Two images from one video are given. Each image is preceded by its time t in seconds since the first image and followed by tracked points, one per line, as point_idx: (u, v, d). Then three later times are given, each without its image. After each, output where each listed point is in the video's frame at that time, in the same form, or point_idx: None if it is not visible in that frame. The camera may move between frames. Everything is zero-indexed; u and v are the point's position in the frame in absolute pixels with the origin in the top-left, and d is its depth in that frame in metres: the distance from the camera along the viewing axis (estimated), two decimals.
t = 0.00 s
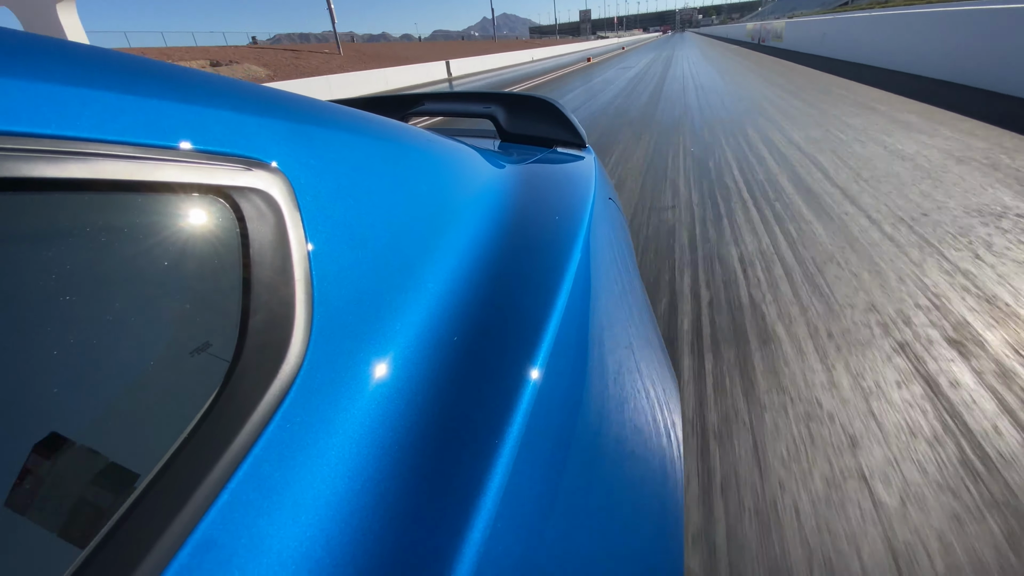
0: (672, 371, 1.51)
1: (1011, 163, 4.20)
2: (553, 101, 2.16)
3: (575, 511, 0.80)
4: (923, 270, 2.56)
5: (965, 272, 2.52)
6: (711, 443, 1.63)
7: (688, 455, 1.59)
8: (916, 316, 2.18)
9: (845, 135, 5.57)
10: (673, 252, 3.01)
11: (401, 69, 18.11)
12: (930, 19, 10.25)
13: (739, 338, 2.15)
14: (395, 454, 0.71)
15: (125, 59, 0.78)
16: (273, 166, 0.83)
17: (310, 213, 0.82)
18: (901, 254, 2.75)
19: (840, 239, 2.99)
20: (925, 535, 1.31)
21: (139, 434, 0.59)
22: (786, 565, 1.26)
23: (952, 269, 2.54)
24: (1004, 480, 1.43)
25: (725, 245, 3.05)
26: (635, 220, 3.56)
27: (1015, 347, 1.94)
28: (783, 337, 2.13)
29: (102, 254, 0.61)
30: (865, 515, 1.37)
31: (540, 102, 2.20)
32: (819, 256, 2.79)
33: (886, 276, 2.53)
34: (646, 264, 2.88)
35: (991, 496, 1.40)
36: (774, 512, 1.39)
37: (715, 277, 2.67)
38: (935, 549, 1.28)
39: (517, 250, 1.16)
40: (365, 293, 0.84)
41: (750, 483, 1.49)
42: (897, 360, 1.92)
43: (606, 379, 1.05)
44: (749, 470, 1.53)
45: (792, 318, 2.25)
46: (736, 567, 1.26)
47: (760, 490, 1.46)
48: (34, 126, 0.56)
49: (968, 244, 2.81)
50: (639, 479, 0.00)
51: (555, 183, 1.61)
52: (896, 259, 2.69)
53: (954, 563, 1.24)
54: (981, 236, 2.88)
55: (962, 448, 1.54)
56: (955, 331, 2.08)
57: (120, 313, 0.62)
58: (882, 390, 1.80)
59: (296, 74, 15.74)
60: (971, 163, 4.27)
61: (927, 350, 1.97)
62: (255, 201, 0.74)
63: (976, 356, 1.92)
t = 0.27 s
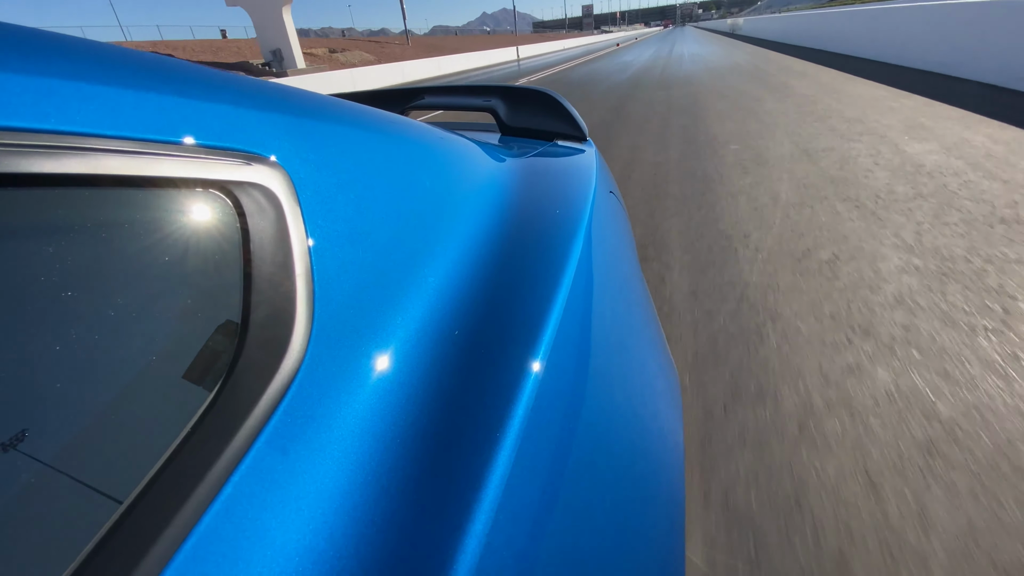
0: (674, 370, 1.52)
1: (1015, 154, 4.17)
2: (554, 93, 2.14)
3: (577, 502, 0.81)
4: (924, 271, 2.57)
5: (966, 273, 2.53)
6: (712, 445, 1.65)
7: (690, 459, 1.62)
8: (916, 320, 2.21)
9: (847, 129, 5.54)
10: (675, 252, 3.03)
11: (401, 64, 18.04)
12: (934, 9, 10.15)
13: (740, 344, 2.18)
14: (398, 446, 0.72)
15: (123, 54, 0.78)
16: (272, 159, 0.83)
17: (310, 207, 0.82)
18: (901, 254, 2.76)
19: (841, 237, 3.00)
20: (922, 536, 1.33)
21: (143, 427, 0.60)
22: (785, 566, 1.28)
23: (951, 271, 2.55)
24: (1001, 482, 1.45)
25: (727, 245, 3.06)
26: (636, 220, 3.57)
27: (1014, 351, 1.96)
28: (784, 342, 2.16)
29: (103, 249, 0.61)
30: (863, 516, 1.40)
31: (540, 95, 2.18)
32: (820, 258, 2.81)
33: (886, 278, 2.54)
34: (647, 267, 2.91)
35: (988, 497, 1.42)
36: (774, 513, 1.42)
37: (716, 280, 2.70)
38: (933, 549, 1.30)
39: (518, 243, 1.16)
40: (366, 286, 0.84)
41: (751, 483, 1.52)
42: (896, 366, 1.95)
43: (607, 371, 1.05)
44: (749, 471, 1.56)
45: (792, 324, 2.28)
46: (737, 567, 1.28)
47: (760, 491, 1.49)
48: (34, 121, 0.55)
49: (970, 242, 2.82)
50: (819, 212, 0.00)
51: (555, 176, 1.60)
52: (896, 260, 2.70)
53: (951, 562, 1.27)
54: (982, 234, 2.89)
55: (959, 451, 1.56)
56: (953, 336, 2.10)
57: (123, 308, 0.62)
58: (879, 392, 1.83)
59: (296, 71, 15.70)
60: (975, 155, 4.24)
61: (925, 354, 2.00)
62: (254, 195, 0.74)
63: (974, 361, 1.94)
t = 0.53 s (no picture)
0: (676, 372, 1.52)
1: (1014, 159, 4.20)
2: (554, 90, 2.14)
3: (579, 500, 0.81)
4: (922, 281, 2.60)
5: (962, 283, 2.56)
6: (715, 450, 1.68)
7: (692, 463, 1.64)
8: (914, 330, 2.23)
9: (846, 134, 5.58)
10: (676, 262, 3.07)
11: (402, 65, 18.05)
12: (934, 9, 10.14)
13: (742, 351, 2.20)
14: (400, 444, 0.72)
15: (122, 53, 0.78)
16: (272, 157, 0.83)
17: (311, 205, 0.82)
18: (898, 263, 2.79)
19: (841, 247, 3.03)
20: (917, 540, 1.36)
21: (146, 426, 0.60)
22: (783, 566, 1.31)
23: (949, 281, 2.59)
24: (997, 491, 1.48)
25: (728, 256, 3.10)
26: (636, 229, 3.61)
27: (1011, 359, 1.99)
28: (785, 350, 2.18)
29: (103, 248, 0.60)
30: (861, 520, 1.42)
31: (540, 93, 2.18)
32: (820, 268, 2.84)
33: (885, 287, 2.58)
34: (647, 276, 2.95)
35: (983, 506, 1.44)
36: (774, 515, 1.45)
37: (718, 289, 2.73)
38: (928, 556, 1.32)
39: (519, 241, 1.16)
40: (367, 285, 0.84)
41: (751, 488, 1.54)
42: (896, 374, 1.97)
43: (609, 369, 1.05)
44: (749, 476, 1.58)
45: (793, 332, 2.31)
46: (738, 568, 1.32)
47: (762, 495, 1.51)
48: (34, 120, 0.55)
49: (967, 252, 2.85)
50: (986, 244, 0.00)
51: (556, 173, 1.60)
52: (893, 269, 2.74)
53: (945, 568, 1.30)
54: (979, 244, 2.92)
55: (957, 459, 1.59)
56: (952, 344, 2.13)
57: (124, 307, 0.62)
58: (876, 399, 1.86)
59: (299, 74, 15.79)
60: (973, 163, 4.28)
61: (925, 363, 2.02)
62: (254, 193, 0.74)
63: (973, 368, 1.96)
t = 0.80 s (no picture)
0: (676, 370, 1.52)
1: (1013, 159, 4.21)
2: (554, 88, 2.13)
3: (579, 498, 0.81)
4: (920, 282, 2.61)
5: (960, 284, 2.57)
6: (715, 448, 1.69)
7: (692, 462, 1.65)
8: (913, 330, 2.24)
9: (846, 133, 5.58)
10: (676, 260, 3.07)
11: (402, 62, 17.99)
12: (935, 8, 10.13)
13: (741, 350, 2.21)
14: (399, 442, 0.72)
15: (120, 52, 0.77)
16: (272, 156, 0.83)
17: (310, 204, 0.82)
18: (896, 263, 2.80)
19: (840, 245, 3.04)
20: (916, 537, 1.36)
21: (145, 425, 0.60)
22: (781, 564, 1.31)
23: (947, 282, 2.60)
24: (994, 490, 1.49)
25: (728, 255, 3.10)
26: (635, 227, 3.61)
27: (1008, 360, 2.00)
28: (784, 348, 2.19)
29: (102, 247, 0.60)
30: (861, 518, 1.43)
31: (540, 91, 2.17)
32: (820, 267, 2.85)
33: (884, 287, 2.58)
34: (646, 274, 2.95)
35: (981, 505, 1.45)
36: (774, 513, 1.45)
37: (718, 288, 2.73)
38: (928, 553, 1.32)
39: (518, 240, 1.16)
40: (367, 284, 0.84)
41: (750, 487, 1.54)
42: (894, 374, 1.98)
43: (608, 367, 1.05)
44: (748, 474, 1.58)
45: (793, 330, 2.31)
46: (738, 565, 1.32)
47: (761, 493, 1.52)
48: (33, 119, 0.55)
49: (965, 253, 2.86)
50: None
51: (556, 172, 1.60)
52: (892, 269, 2.75)
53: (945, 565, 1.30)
54: (978, 245, 2.93)
55: (954, 459, 1.60)
56: (949, 344, 2.14)
57: (123, 306, 0.62)
58: (875, 398, 1.87)
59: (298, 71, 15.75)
60: (972, 163, 4.29)
61: (923, 365, 2.03)
62: (254, 192, 0.74)
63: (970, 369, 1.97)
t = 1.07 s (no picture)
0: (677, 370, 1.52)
1: (1014, 159, 4.20)
2: (554, 88, 2.13)
3: (580, 497, 0.81)
4: (922, 280, 2.61)
5: (962, 282, 2.57)
6: (716, 447, 1.68)
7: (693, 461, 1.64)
8: (914, 328, 2.24)
9: (847, 132, 5.57)
10: (677, 259, 3.06)
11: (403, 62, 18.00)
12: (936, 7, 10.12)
13: (742, 348, 2.20)
14: (400, 442, 0.71)
15: (122, 51, 0.78)
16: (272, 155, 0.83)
17: (310, 203, 0.82)
18: (898, 263, 2.80)
19: (841, 243, 3.03)
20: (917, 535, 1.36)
21: (145, 424, 0.60)
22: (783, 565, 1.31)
23: (949, 279, 2.59)
24: (996, 488, 1.48)
25: (728, 254, 3.10)
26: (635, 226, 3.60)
27: (1010, 358, 2.00)
28: (785, 347, 2.18)
29: (101, 247, 0.60)
30: (862, 518, 1.42)
31: (540, 90, 2.17)
32: (821, 265, 2.84)
33: (886, 285, 2.58)
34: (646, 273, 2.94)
35: (983, 504, 1.44)
36: (775, 513, 1.45)
37: (719, 286, 2.73)
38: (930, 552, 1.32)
39: (518, 239, 1.16)
40: (367, 283, 0.84)
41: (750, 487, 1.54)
42: (895, 371, 1.98)
43: (609, 368, 1.05)
44: (749, 474, 1.57)
45: (794, 329, 2.31)
46: (741, 565, 1.31)
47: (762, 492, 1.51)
48: (33, 118, 0.55)
49: (966, 251, 2.86)
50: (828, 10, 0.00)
51: (557, 171, 1.60)
52: (893, 268, 2.75)
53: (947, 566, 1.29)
54: (979, 244, 2.93)
55: (956, 456, 1.59)
56: (951, 342, 2.13)
57: (123, 305, 0.62)
58: (876, 398, 1.86)
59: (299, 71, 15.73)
60: (973, 162, 4.28)
61: (925, 361, 2.03)
62: (254, 191, 0.74)
63: (972, 366, 1.97)
